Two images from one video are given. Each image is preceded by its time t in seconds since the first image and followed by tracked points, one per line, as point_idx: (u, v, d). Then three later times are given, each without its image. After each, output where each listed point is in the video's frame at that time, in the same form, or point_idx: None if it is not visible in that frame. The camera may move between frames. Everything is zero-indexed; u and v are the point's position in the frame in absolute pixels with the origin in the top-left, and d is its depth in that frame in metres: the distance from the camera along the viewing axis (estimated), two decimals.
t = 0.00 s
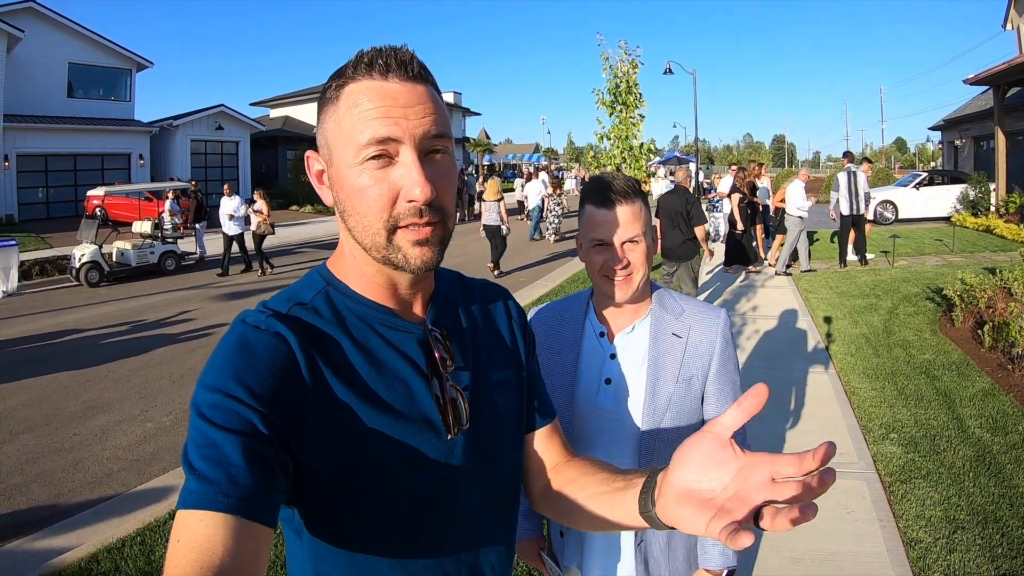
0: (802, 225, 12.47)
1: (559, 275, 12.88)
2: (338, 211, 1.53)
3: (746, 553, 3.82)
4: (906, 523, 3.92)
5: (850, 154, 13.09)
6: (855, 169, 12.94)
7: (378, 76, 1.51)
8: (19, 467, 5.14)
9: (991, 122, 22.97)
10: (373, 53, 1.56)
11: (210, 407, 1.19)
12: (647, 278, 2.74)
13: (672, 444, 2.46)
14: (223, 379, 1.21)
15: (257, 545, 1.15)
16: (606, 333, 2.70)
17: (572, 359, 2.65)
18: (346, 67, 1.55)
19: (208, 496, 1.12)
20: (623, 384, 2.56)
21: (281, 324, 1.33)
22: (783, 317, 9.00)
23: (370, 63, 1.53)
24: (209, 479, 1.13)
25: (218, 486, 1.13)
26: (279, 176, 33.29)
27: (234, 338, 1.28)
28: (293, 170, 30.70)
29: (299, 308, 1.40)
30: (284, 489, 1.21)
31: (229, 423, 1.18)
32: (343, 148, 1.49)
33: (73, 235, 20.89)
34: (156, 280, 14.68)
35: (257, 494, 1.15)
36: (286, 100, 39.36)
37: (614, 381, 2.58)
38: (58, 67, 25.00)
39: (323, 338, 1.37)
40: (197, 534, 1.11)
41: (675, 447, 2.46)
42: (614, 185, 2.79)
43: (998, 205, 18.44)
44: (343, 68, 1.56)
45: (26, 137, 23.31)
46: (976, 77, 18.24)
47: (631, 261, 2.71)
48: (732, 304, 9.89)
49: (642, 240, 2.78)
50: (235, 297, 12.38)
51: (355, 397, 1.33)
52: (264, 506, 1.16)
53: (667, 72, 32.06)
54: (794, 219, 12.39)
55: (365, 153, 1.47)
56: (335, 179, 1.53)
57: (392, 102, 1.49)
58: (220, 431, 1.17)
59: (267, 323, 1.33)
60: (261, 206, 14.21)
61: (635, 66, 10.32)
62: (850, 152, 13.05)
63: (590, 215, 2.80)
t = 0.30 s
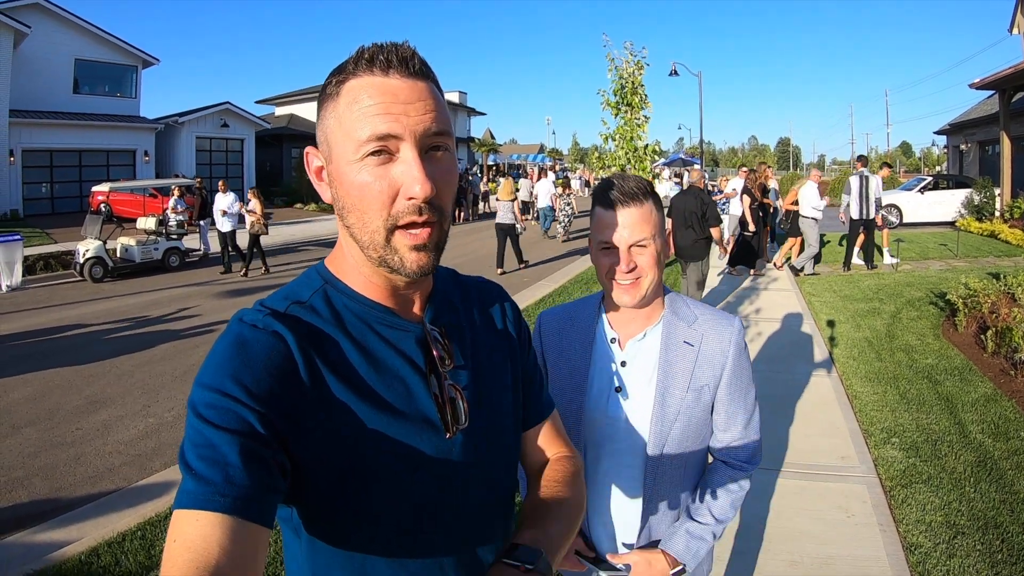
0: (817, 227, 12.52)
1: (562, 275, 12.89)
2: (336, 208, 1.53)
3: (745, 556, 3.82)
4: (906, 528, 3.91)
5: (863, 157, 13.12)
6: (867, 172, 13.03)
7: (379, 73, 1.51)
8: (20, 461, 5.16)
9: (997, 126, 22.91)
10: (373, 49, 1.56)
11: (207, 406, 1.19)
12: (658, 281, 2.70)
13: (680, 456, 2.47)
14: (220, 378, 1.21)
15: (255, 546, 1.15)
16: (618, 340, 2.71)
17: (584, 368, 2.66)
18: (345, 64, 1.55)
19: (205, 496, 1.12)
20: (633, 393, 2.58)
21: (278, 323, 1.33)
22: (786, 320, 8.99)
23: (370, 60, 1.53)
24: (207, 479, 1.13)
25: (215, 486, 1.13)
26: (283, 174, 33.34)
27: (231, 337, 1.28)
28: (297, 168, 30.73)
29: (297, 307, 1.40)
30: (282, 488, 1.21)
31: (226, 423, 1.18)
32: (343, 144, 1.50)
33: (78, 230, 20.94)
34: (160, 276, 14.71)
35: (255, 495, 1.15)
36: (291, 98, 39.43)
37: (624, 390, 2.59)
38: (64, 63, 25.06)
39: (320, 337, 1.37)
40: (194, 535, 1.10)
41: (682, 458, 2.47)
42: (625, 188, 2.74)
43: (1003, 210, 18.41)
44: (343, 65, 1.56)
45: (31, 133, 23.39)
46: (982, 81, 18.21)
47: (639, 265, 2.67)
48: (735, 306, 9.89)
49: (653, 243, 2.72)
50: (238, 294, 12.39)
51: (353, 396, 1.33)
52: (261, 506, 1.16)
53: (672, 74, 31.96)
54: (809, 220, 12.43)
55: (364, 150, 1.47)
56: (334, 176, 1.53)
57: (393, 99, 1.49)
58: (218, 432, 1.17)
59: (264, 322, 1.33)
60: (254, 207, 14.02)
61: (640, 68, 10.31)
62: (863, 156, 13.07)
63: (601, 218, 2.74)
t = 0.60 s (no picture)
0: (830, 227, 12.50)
1: (565, 276, 12.89)
2: (345, 202, 1.53)
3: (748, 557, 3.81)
4: (908, 530, 3.91)
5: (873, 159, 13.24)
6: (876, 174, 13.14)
7: (388, 67, 1.52)
8: (23, 457, 5.17)
9: (1000, 129, 22.86)
10: (384, 44, 1.57)
11: (214, 399, 1.19)
12: (679, 281, 2.68)
13: (701, 465, 2.45)
14: (227, 371, 1.22)
15: (261, 537, 1.15)
16: (641, 342, 2.70)
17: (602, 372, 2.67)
18: (357, 58, 1.56)
19: (212, 488, 1.12)
20: (655, 398, 2.58)
21: (285, 317, 1.33)
22: (789, 322, 8.98)
23: (380, 54, 1.54)
24: (213, 472, 1.13)
25: (221, 478, 1.13)
26: (286, 174, 33.38)
27: (238, 330, 1.29)
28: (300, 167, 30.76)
29: (304, 301, 1.40)
30: (288, 482, 1.22)
31: (233, 416, 1.18)
32: (351, 137, 1.50)
33: (81, 228, 20.97)
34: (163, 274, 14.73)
35: (261, 487, 1.16)
36: (295, 97, 39.49)
37: (645, 395, 2.60)
38: (69, 61, 25.12)
39: (327, 331, 1.37)
40: (200, 527, 1.10)
41: (704, 467, 2.46)
42: (642, 187, 2.75)
43: (1006, 213, 18.37)
44: (354, 58, 1.57)
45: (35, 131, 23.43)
46: (986, 84, 18.19)
47: (657, 265, 2.68)
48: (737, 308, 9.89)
49: (672, 243, 2.72)
50: (241, 293, 12.40)
51: (360, 391, 1.33)
52: (267, 499, 1.16)
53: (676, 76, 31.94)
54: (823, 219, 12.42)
55: (372, 143, 1.48)
56: (343, 169, 1.53)
57: (402, 93, 1.50)
58: (224, 424, 1.17)
59: (272, 315, 1.33)
60: (245, 207, 14.02)
61: (644, 69, 10.31)
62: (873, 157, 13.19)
63: (620, 218, 2.76)
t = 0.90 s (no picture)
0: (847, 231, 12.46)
1: (566, 278, 12.91)
2: (341, 205, 1.54)
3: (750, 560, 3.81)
4: (910, 533, 3.90)
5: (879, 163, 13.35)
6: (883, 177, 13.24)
7: (385, 71, 1.53)
8: (24, 459, 5.17)
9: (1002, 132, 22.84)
10: (384, 48, 1.58)
11: (213, 403, 1.19)
12: (683, 292, 2.67)
13: (706, 476, 2.45)
14: (226, 375, 1.22)
15: (255, 543, 1.15)
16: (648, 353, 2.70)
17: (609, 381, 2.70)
18: (357, 62, 1.57)
19: (208, 493, 1.12)
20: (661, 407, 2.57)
21: (285, 321, 1.34)
22: (791, 326, 8.97)
23: (380, 58, 1.56)
24: (210, 476, 1.13)
25: (218, 483, 1.12)
26: (288, 175, 33.41)
27: (238, 334, 1.29)
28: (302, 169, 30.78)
29: (305, 305, 1.41)
30: (287, 486, 1.22)
31: (231, 420, 1.18)
32: (345, 139, 1.51)
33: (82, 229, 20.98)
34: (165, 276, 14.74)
35: (259, 492, 1.16)
36: (297, 100, 39.58)
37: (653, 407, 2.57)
38: (71, 63, 25.17)
39: (326, 335, 1.37)
40: (198, 532, 1.10)
41: (710, 479, 2.45)
42: (648, 197, 2.75)
43: (1008, 216, 18.35)
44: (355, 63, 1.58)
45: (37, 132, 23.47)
46: (987, 87, 18.18)
47: (659, 278, 2.67)
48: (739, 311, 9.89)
49: (678, 254, 2.70)
50: (243, 295, 12.41)
51: (360, 394, 1.33)
52: (265, 505, 1.16)
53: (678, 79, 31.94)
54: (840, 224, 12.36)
55: (364, 143, 1.48)
56: (339, 171, 1.54)
57: (396, 95, 1.50)
58: (222, 428, 1.17)
59: (272, 319, 1.34)
60: (235, 209, 13.93)
61: (646, 72, 10.34)
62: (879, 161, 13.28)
63: (625, 228, 2.76)
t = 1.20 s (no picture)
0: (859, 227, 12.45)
1: (567, 276, 12.91)
2: (336, 202, 1.54)
3: (750, 559, 3.81)
4: (911, 532, 3.90)
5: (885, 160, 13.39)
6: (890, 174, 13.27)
7: (378, 66, 1.52)
8: (25, 457, 5.18)
9: (1004, 130, 22.84)
10: (377, 43, 1.57)
11: (208, 408, 1.19)
12: (681, 293, 2.67)
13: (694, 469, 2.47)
14: (221, 378, 1.22)
15: (254, 548, 1.15)
16: (641, 347, 2.71)
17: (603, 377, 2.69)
18: (349, 58, 1.56)
19: (204, 499, 1.12)
20: (653, 403, 2.58)
21: (280, 322, 1.34)
22: (792, 324, 8.96)
23: (372, 53, 1.55)
24: (206, 481, 1.13)
25: (215, 489, 1.13)
26: (289, 173, 33.42)
27: (233, 336, 1.29)
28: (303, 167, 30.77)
29: (300, 306, 1.41)
30: (285, 490, 1.22)
31: (227, 426, 1.18)
32: (340, 136, 1.50)
33: (83, 227, 20.98)
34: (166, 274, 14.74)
35: (257, 498, 1.16)
36: (298, 97, 39.57)
37: (644, 400, 2.60)
38: (72, 61, 25.16)
39: (322, 337, 1.37)
40: (195, 539, 1.10)
41: (697, 471, 2.47)
42: (651, 196, 2.74)
43: (1009, 214, 18.33)
44: (348, 60, 1.58)
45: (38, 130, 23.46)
46: (989, 85, 18.15)
47: (660, 278, 2.67)
48: (740, 309, 9.88)
49: (679, 257, 2.71)
50: (244, 293, 12.41)
51: (356, 396, 1.32)
52: (263, 509, 1.16)
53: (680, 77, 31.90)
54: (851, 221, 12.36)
55: (358, 141, 1.48)
56: (333, 169, 1.54)
57: (390, 90, 1.49)
58: (217, 433, 1.17)
59: (266, 320, 1.34)
60: (225, 208, 13.78)
61: (647, 70, 10.32)
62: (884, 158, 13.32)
63: (628, 227, 2.76)
